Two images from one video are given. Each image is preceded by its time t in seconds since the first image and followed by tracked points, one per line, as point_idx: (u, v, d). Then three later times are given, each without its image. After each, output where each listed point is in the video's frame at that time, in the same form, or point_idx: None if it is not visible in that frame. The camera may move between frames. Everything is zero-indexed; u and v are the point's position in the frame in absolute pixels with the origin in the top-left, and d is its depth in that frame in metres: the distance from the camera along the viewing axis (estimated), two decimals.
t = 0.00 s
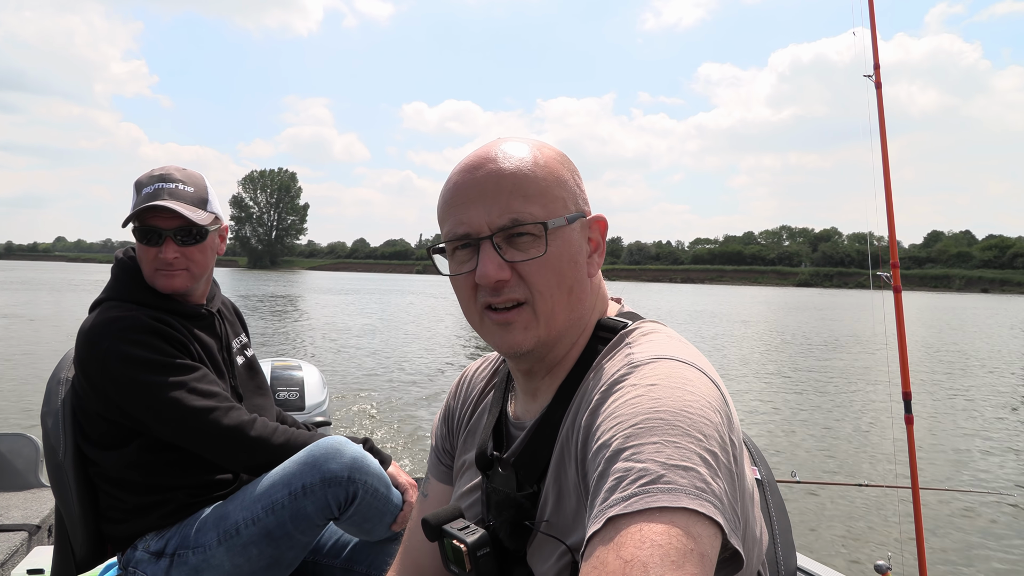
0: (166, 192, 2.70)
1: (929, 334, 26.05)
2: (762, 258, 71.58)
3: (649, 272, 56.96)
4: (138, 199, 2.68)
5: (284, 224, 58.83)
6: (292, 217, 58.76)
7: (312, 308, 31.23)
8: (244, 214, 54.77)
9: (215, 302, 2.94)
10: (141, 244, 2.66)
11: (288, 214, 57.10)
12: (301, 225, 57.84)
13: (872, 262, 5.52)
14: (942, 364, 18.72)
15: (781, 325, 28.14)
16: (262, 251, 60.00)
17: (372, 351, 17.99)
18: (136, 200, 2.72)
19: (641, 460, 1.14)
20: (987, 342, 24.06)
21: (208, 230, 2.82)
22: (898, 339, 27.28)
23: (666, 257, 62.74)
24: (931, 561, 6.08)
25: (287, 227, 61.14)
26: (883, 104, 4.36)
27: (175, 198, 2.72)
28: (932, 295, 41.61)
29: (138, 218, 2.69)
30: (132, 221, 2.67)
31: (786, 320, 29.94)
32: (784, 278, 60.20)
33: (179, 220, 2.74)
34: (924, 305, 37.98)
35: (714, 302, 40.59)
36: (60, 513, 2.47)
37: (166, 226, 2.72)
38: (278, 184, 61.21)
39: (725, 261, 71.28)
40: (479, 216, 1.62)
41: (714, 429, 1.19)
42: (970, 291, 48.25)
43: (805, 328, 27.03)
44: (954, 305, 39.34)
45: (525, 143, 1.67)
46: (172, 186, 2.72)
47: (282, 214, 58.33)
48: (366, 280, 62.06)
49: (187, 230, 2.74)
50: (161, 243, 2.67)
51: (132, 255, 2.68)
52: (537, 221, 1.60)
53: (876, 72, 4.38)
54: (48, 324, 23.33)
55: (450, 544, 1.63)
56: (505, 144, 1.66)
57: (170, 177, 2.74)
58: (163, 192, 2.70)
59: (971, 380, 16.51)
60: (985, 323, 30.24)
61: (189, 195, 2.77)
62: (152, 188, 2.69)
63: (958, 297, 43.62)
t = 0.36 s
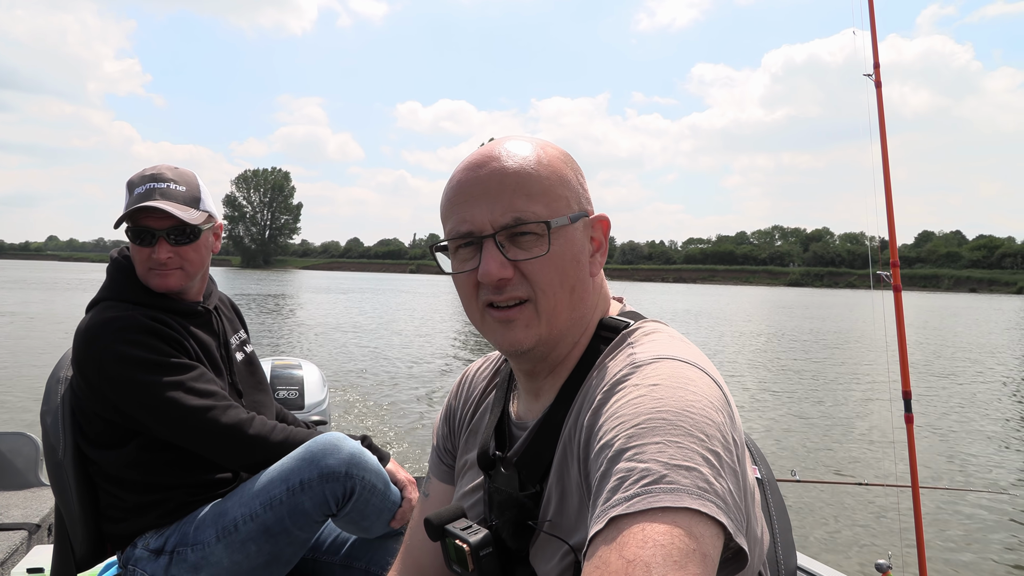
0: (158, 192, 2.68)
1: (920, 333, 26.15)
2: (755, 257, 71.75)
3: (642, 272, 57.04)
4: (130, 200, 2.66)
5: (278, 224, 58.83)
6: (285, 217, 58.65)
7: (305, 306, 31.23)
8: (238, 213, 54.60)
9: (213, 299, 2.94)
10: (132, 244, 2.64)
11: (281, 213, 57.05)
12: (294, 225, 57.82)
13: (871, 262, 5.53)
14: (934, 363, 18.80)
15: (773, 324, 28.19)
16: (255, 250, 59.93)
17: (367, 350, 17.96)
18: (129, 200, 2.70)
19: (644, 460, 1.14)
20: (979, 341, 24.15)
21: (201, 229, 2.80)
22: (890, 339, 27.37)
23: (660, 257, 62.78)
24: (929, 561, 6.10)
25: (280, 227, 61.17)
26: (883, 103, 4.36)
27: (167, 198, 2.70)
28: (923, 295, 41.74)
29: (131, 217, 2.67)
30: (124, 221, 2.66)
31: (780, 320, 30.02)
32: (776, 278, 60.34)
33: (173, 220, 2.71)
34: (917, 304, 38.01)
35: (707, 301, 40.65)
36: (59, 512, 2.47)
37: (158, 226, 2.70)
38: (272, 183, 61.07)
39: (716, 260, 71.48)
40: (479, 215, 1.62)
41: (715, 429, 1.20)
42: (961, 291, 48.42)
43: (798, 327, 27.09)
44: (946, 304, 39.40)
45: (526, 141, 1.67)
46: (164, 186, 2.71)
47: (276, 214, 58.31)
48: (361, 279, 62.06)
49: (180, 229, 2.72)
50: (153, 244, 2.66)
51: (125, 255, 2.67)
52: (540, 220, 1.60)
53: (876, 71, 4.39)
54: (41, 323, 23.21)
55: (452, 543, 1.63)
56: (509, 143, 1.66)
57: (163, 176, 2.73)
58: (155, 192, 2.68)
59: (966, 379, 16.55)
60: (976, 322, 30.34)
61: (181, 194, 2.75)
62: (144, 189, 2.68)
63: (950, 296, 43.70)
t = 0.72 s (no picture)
0: (222, 194, 2.88)
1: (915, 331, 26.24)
2: (750, 256, 71.90)
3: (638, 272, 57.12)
4: (200, 197, 2.78)
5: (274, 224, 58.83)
6: (281, 217, 58.84)
7: (302, 307, 31.23)
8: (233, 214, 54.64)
9: (211, 298, 2.93)
10: (199, 241, 2.76)
11: (277, 214, 57.04)
12: (290, 225, 57.80)
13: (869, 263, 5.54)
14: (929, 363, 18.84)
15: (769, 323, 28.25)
16: (251, 251, 59.85)
17: (364, 350, 17.95)
18: (187, 197, 2.76)
19: (649, 458, 1.14)
20: (974, 340, 24.24)
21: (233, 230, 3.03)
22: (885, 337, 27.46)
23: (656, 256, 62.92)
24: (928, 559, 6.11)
25: (276, 227, 61.08)
26: (882, 105, 4.37)
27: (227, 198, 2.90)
28: (918, 294, 41.89)
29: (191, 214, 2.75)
30: (184, 218, 2.74)
31: (775, 319, 30.09)
32: (770, 277, 60.51)
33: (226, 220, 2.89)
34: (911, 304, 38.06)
35: (703, 301, 40.76)
36: (59, 513, 2.46)
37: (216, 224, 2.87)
38: (267, 184, 61.16)
39: (710, 260, 71.60)
40: (508, 219, 1.59)
41: (719, 427, 1.20)
42: (955, 290, 48.63)
43: (793, 326, 27.16)
44: (940, 302, 39.49)
45: (544, 138, 1.64)
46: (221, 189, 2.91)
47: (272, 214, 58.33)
48: (358, 280, 62.06)
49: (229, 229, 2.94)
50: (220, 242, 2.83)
51: (177, 250, 2.73)
52: (568, 224, 1.59)
53: (876, 72, 4.40)
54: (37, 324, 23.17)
55: (452, 538, 1.64)
56: (532, 140, 1.64)
57: (211, 178, 2.89)
58: (216, 194, 2.86)
59: (961, 378, 16.58)
60: (969, 321, 30.41)
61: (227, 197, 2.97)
62: (210, 189, 2.84)
63: (944, 295, 43.83)
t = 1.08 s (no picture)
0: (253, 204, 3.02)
1: (912, 330, 26.27)
2: (746, 255, 71.93)
3: (635, 271, 57.12)
4: (243, 205, 2.89)
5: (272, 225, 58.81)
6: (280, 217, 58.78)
7: (300, 307, 31.22)
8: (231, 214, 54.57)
9: (214, 300, 2.92)
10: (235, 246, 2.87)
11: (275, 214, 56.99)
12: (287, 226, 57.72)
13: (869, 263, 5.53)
14: (927, 362, 18.83)
15: (767, 322, 28.27)
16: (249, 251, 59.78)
17: (363, 350, 17.94)
18: (230, 203, 2.86)
19: (654, 459, 1.14)
20: (971, 338, 24.30)
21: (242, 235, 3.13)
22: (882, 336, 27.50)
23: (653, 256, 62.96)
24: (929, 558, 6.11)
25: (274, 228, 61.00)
26: (882, 106, 4.37)
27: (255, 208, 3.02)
28: (915, 292, 41.93)
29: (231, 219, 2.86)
30: (228, 221, 2.84)
31: (772, 318, 30.11)
32: (767, 277, 60.62)
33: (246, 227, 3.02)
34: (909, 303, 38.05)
35: (700, 300, 40.80)
36: (59, 513, 2.46)
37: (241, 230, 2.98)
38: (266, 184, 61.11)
39: (708, 259, 71.62)
40: (525, 231, 1.58)
41: (724, 428, 1.20)
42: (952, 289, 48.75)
43: (791, 326, 27.19)
44: (938, 301, 39.51)
45: (552, 143, 1.65)
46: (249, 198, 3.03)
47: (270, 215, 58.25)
48: (356, 280, 62.03)
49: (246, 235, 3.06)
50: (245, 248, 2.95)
51: (214, 253, 2.80)
52: (584, 234, 1.61)
53: (875, 73, 4.40)
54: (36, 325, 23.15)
55: (453, 536, 1.63)
56: (543, 145, 1.63)
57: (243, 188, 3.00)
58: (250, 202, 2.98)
59: (960, 376, 16.58)
60: (967, 320, 30.42)
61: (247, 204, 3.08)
62: (246, 199, 2.96)
63: (942, 294, 43.82)
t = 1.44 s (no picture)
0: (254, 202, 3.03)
1: (912, 331, 26.26)
2: (747, 255, 71.93)
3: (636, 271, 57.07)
4: (246, 203, 2.92)
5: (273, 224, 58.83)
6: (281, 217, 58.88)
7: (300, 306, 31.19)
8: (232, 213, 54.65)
9: (216, 299, 2.92)
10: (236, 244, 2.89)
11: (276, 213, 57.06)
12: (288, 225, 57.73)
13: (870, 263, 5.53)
14: (927, 362, 18.83)
15: (766, 322, 28.24)
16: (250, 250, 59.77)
17: (363, 349, 17.92)
18: (234, 201, 2.88)
19: (655, 458, 1.14)
20: (971, 339, 24.30)
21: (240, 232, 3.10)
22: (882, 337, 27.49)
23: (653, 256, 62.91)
24: (929, 559, 6.11)
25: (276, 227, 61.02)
26: (882, 105, 4.37)
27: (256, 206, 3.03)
28: (915, 292, 41.94)
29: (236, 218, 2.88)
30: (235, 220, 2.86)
31: (773, 318, 30.12)
32: (766, 276, 60.63)
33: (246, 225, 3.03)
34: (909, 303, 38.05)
35: (700, 300, 40.81)
36: (59, 512, 2.46)
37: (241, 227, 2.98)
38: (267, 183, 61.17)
39: (708, 259, 71.64)
40: (527, 235, 1.57)
41: (725, 428, 1.20)
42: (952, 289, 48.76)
43: (790, 326, 27.18)
44: (938, 301, 39.52)
45: (551, 143, 1.64)
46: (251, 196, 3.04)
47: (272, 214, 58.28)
48: (357, 279, 62.05)
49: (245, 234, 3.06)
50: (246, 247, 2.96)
51: (219, 250, 2.81)
52: (585, 238, 1.61)
53: (876, 72, 4.40)
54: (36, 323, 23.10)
55: (452, 535, 1.63)
56: (544, 146, 1.63)
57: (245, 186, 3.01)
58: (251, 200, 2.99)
59: (960, 377, 16.59)
60: (967, 320, 30.41)
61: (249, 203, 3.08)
62: (249, 197, 2.98)
63: (942, 294, 43.79)
